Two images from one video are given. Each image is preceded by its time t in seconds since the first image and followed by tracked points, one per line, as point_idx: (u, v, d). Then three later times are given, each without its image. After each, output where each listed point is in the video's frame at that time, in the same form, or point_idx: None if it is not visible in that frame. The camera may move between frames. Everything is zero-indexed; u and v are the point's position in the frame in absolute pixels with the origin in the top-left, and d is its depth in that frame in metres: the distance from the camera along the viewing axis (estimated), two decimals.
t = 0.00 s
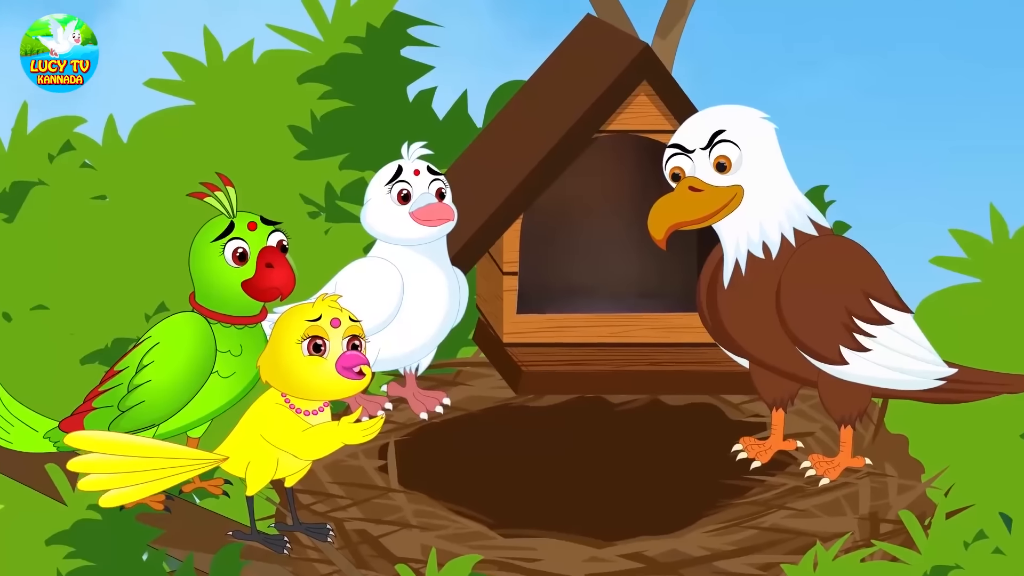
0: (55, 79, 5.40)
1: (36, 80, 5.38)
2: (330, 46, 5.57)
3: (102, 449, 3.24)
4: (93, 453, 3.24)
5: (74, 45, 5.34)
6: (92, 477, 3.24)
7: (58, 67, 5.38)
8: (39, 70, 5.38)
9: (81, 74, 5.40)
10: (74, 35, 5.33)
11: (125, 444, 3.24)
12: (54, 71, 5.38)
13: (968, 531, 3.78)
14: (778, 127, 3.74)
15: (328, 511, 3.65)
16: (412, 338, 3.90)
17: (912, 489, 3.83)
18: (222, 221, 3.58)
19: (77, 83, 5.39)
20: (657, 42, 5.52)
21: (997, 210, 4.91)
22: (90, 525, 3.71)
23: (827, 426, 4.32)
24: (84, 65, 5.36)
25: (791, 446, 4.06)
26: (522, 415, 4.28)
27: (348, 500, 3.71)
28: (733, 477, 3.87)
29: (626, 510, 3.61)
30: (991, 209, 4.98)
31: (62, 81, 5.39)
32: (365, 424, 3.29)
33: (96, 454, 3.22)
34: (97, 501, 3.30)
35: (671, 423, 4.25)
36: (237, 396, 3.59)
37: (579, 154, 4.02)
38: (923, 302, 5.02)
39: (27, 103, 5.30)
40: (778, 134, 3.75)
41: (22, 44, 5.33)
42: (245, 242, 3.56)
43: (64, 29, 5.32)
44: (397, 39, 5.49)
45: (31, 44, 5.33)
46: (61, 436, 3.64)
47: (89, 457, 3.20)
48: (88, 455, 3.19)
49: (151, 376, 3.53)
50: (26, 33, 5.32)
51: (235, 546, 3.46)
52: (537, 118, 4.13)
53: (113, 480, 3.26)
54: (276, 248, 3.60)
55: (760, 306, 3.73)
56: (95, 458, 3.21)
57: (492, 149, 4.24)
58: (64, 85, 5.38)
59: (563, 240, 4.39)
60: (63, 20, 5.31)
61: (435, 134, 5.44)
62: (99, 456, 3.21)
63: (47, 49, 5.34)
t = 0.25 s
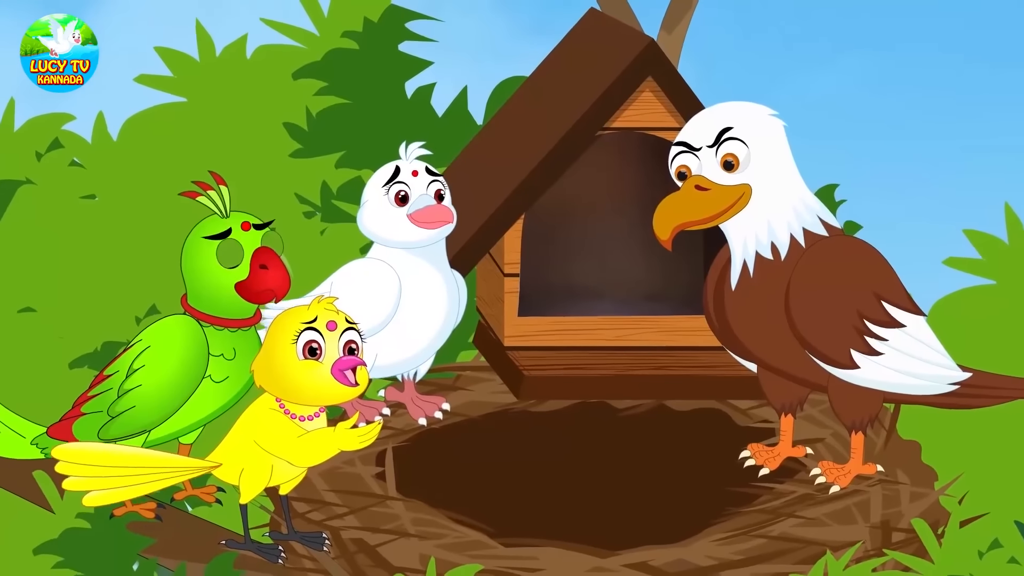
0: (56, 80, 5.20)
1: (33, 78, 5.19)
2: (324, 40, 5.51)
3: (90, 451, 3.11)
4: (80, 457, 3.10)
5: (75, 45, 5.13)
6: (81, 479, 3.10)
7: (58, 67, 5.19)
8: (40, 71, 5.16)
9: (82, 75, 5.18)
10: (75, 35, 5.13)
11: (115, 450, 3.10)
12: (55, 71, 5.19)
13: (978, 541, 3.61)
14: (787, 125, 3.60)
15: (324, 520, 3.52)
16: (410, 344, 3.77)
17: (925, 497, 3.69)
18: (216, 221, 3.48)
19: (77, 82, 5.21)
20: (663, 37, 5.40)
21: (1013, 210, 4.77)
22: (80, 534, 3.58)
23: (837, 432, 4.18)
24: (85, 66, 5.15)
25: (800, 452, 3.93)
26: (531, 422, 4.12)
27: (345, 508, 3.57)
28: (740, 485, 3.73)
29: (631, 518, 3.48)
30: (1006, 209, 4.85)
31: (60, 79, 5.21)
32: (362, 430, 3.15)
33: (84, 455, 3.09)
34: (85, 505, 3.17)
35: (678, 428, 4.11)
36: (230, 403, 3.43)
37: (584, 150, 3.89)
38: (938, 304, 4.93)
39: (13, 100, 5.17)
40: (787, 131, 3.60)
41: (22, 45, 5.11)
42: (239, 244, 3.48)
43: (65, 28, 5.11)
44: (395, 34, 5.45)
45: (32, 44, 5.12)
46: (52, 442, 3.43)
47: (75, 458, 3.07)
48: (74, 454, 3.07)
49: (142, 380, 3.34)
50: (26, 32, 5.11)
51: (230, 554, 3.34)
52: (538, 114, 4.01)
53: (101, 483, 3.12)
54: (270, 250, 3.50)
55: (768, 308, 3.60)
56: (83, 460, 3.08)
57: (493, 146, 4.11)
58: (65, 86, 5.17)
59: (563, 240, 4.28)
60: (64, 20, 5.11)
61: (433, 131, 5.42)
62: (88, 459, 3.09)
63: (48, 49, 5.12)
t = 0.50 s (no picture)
0: (55, 80, 5.00)
1: (33, 79, 5.00)
2: (319, 35, 5.40)
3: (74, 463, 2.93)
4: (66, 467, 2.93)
5: (75, 45, 4.93)
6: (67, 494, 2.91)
7: (58, 66, 4.99)
8: (39, 71, 4.97)
9: (82, 75, 4.99)
10: (75, 35, 4.93)
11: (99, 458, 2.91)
12: (55, 71, 4.98)
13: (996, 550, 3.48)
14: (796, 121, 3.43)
15: (319, 528, 3.35)
16: (409, 350, 3.63)
17: (938, 505, 3.52)
18: (206, 221, 3.26)
19: (76, 82, 5.02)
20: (668, 31, 5.29)
21: None
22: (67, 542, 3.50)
23: (849, 439, 4.03)
24: (85, 66, 4.95)
25: (811, 459, 3.77)
26: (535, 430, 3.98)
27: (341, 516, 3.40)
28: (748, 493, 3.56)
29: (637, 525, 3.33)
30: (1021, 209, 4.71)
31: (60, 80, 5.01)
32: (359, 435, 2.98)
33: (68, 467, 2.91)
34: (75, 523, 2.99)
35: (683, 435, 3.98)
36: (223, 408, 3.26)
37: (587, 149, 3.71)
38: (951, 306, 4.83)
39: None
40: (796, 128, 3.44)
41: (21, 44, 4.92)
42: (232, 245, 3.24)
43: (64, 28, 4.91)
44: (392, 27, 5.34)
45: (31, 44, 4.93)
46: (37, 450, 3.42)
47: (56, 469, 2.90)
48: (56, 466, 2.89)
49: (132, 385, 3.18)
50: (25, 32, 4.91)
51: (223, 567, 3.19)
52: (541, 110, 3.88)
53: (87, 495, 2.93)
54: (264, 250, 3.27)
55: (778, 309, 3.43)
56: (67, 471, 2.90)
57: (495, 143, 3.98)
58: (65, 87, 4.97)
59: (566, 240, 4.15)
60: (63, 20, 4.91)
61: (432, 129, 5.32)
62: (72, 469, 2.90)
63: (47, 49, 4.93)
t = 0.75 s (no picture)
0: (56, 80, 4.85)
1: (32, 78, 4.85)
2: (315, 29, 5.29)
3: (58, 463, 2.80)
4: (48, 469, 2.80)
5: (75, 46, 4.79)
6: (49, 499, 2.79)
7: (58, 67, 4.83)
8: (39, 71, 4.82)
9: (82, 75, 4.85)
10: (75, 35, 4.78)
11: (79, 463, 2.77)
12: (55, 72, 4.83)
13: (1014, 560, 3.28)
14: (807, 118, 3.27)
15: (315, 538, 3.20)
16: (409, 345, 3.52)
17: (953, 514, 3.36)
18: (199, 221, 3.09)
19: (76, 82, 4.87)
20: (674, 25, 5.16)
21: None
22: (56, 551, 3.36)
23: (860, 446, 3.88)
24: (85, 66, 4.82)
25: (821, 466, 3.62)
26: (531, 433, 3.89)
27: (337, 525, 3.25)
28: (757, 501, 3.42)
29: (642, 535, 3.18)
30: None
31: (60, 80, 4.87)
32: (357, 443, 2.81)
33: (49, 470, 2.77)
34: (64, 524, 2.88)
35: (690, 442, 3.84)
36: (215, 415, 3.12)
37: (590, 148, 3.54)
38: (966, 310, 4.72)
39: None
40: (807, 125, 3.28)
41: (20, 44, 4.77)
42: (224, 244, 3.06)
43: (64, 28, 4.76)
44: (390, 22, 5.25)
45: (31, 44, 4.77)
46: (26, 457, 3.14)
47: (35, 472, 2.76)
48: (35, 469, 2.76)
49: (122, 390, 3.04)
50: (24, 31, 4.76)
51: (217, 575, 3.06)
52: (543, 105, 3.75)
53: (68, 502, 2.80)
54: (258, 251, 3.09)
55: (789, 310, 3.28)
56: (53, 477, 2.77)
57: (496, 141, 3.87)
58: (65, 87, 4.83)
59: (569, 240, 4.03)
60: (63, 19, 4.76)
61: (431, 124, 5.24)
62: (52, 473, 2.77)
63: (47, 49, 4.78)
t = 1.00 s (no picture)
0: (56, 80, 4.85)
1: (32, 79, 4.84)
2: (315, 29, 5.29)
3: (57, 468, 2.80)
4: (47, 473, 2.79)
5: (75, 46, 4.79)
6: (48, 506, 2.78)
7: (58, 67, 4.83)
8: (39, 71, 4.82)
9: (82, 75, 4.85)
10: (75, 35, 4.78)
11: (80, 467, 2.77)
12: (55, 72, 4.83)
13: (1013, 560, 3.28)
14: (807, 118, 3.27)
15: (315, 538, 3.20)
16: (408, 347, 3.51)
17: (953, 514, 3.35)
18: (199, 221, 3.09)
19: (76, 82, 4.87)
20: (674, 25, 5.16)
21: None
22: (56, 551, 3.36)
23: (860, 446, 3.88)
24: (85, 66, 4.82)
25: (821, 466, 3.62)
26: (531, 433, 3.89)
27: (338, 525, 3.25)
28: (757, 501, 3.42)
29: (642, 535, 3.18)
30: None
31: (60, 80, 4.86)
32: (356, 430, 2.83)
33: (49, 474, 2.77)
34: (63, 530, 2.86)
35: (690, 442, 3.84)
36: (215, 415, 3.13)
37: (590, 148, 3.54)
38: (966, 311, 4.72)
39: None
40: (807, 125, 3.28)
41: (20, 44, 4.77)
42: (224, 244, 3.06)
43: (64, 28, 4.76)
44: (390, 22, 5.26)
45: (31, 44, 4.77)
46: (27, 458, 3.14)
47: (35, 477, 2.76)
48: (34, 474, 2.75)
49: (122, 390, 3.04)
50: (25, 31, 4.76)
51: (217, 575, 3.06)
52: (543, 105, 3.75)
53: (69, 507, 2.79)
54: (259, 251, 3.09)
55: (789, 310, 3.28)
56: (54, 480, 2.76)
57: (495, 142, 3.87)
58: (65, 87, 4.83)
59: (569, 240, 4.03)
60: (63, 19, 4.76)
61: (432, 124, 5.24)
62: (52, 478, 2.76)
63: (47, 49, 4.78)
